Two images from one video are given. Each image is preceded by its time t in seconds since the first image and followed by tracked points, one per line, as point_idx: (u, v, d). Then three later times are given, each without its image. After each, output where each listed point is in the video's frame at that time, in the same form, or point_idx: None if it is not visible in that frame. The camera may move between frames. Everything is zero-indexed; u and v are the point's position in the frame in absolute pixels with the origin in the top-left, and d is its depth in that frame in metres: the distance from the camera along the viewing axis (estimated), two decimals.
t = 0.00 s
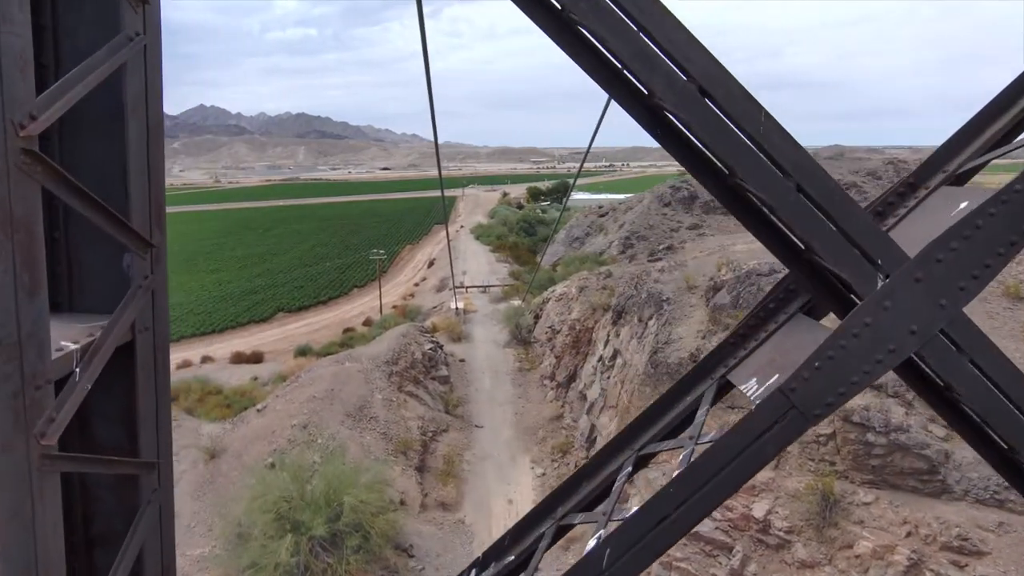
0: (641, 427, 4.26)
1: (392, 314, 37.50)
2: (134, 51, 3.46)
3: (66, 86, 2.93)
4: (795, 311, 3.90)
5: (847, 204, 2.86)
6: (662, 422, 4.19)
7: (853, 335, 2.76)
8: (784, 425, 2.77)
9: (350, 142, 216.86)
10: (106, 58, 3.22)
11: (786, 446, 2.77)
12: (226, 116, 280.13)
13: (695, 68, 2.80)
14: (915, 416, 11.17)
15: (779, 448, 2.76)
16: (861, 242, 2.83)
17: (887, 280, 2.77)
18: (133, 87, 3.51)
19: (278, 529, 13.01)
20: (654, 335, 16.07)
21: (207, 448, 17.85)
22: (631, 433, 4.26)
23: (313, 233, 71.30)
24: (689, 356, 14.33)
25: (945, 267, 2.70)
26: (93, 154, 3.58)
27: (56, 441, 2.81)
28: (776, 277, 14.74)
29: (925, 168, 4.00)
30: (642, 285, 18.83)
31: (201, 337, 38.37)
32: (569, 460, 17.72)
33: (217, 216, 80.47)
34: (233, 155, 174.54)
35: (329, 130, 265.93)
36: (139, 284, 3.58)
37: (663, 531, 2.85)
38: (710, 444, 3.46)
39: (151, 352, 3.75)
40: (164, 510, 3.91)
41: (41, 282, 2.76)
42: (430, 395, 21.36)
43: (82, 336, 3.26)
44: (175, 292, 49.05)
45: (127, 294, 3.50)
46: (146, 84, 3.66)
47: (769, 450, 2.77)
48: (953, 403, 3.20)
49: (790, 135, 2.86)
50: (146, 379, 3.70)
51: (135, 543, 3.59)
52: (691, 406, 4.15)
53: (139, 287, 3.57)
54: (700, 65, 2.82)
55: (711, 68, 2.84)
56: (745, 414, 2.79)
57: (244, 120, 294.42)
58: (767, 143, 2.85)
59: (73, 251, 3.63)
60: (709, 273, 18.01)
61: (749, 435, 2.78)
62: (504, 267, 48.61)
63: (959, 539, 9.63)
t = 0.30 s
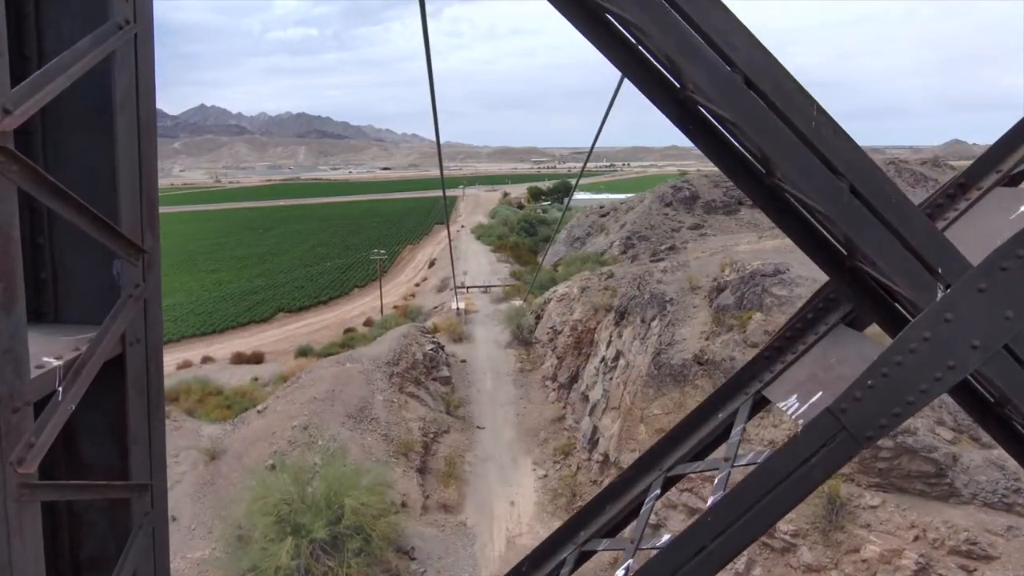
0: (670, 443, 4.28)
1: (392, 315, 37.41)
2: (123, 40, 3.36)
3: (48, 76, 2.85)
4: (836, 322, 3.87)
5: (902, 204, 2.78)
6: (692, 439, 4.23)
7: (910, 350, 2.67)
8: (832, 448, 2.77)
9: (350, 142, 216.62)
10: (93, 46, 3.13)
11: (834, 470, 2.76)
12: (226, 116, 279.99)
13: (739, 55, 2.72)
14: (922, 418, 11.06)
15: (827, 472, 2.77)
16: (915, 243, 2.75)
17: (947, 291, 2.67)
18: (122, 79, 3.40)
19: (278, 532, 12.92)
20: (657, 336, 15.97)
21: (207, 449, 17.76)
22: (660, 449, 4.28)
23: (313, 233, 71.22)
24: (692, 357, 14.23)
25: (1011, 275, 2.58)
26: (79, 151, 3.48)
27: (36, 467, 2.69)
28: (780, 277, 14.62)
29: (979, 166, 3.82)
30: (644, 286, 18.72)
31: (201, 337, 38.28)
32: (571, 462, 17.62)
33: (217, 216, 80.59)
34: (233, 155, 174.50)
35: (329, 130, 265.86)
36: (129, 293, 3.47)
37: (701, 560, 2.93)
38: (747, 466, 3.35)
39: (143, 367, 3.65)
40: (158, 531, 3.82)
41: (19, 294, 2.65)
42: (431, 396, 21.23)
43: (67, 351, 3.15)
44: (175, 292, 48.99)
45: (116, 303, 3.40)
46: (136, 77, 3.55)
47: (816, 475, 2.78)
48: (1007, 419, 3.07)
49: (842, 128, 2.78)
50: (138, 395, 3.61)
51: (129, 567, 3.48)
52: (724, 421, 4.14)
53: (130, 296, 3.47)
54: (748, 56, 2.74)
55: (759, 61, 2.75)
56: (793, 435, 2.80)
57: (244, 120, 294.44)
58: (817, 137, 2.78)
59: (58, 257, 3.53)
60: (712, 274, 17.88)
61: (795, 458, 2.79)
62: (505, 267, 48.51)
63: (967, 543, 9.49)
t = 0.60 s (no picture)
0: (711, 456, 4.50)
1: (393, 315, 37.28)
2: (124, 30, 3.27)
3: (45, 67, 2.76)
4: (885, 332, 3.97)
5: (965, 204, 2.98)
6: (731, 453, 4.43)
7: (976, 366, 2.82)
8: (890, 469, 2.93)
9: (350, 143, 216.29)
10: (93, 36, 3.04)
11: (890, 494, 2.93)
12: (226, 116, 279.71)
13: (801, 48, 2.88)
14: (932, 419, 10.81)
15: (886, 496, 2.93)
16: (977, 242, 2.96)
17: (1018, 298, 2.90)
18: (124, 72, 3.30)
19: (280, 534, 12.86)
20: (660, 337, 15.90)
21: (207, 450, 17.70)
22: (700, 464, 4.51)
23: (314, 233, 71.11)
24: (696, 358, 14.16)
25: None
26: (79, 149, 3.40)
27: (29, 494, 2.61)
28: (784, 277, 14.52)
29: None
30: (648, 286, 18.64)
31: (201, 337, 38.19)
32: (574, 463, 17.53)
33: (216, 216, 80.61)
34: (233, 154, 174.41)
35: (329, 130, 265.64)
36: (131, 301, 3.38)
37: None
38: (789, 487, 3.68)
39: (145, 380, 3.57)
40: (162, 553, 3.75)
41: (11, 305, 2.52)
42: (432, 397, 21.11)
43: (64, 366, 3.06)
44: (175, 292, 48.91)
45: (118, 313, 3.30)
46: (138, 70, 3.45)
47: (874, 501, 2.95)
48: None
49: (908, 129, 2.97)
50: (140, 411, 3.53)
51: None
52: (767, 434, 4.36)
53: (132, 304, 3.38)
54: (812, 54, 2.90)
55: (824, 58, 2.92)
56: (849, 456, 2.99)
57: (244, 121, 294.22)
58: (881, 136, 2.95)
59: (56, 262, 3.44)
60: (715, 275, 17.79)
61: (852, 479, 2.98)
62: (506, 266, 48.37)
63: (975, 547, 9.40)
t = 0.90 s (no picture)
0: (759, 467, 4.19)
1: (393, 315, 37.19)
2: (129, 16, 3.16)
3: (46, 53, 2.65)
4: (940, 339, 3.80)
5: None
6: (778, 466, 4.10)
7: None
8: (962, 489, 2.65)
9: (350, 143, 216.17)
10: (96, 20, 2.92)
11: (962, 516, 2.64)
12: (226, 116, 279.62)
13: (873, 29, 2.65)
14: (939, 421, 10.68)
15: (957, 517, 2.64)
16: None
17: None
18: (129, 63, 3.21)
19: (281, 536, 12.79)
20: (663, 337, 15.82)
21: (208, 451, 17.63)
22: (745, 475, 4.19)
23: (314, 233, 71.03)
24: (699, 359, 14.08)
25: None
26: (82, 145, 3.31)
27: (28, 518, 2.46)
28: (788, 277, 14.45)
29: None
30: (651, 286, 18.57)
31: (202, 337, 38.14)
32: (576, 464, 17.43)
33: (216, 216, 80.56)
34: (232, 154, 174.32)
35: (329, 130, 265.52)
36: (137, 307, 3.27)
37: None
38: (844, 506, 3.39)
39: (150, 391, 3.41)
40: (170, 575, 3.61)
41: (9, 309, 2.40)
42: (434, 397, 21.02)
43: (67, 379, 2.94)
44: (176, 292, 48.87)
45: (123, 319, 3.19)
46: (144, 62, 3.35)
47: (946, 521, 2.65)
48: None
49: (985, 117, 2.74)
50: (147, 424, 3.37)
51: None
52: (813, 449, 4.04)
53: (138, 310, 3.26)
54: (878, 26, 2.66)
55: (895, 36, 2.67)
56: (915, 476, 2.69)
57: (245, 121, 294.15)
58: (957, 125, 2.72)
59: (56, 265, 3.35)
60: (718, 275, 17.69)
61: (923, 498, 2.67)
62: (506, 266, 48.28)
63: (984, 549, 9.32)
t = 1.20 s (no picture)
0: (792, 489, 3.49)
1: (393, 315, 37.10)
2: None
3: (35, 32, 2.44)
4: (1000, 347, 3.11)
5: None
6: (824, 480, 3.36)
7: None
8: None
9: (350, 143, 215.84)
10: (91, 2, 2.75)
11: None
12: (226, 116, 279.44)
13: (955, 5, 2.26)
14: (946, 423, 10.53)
15: None
16: None
17: None
18: (128, 53, 3.07)
19: (282, 538, 12.70)
20: (666, 338, 15.73)
21: (208, 451, 17.56)
22: (781, 494, 3.47)
23: (314, 232, 70.90)
24: (703, 360, 13.97)
25: None
26: (79, 140, 3.20)
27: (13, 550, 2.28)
28: (792, 278, 14.34)
29: None
30: (654, 286, 18.44)
31: (202, 336, 38.08)
32: (578, 465, 17.34)
33: (216, 216, 80.47)
34: (232, 154, 174.18)
35: (329, 130, 265.27)
36: (135, 313, 3.12)
37: None
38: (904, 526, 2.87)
39: (152, 403, 3.24)
40: None
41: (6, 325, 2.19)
42: (435, 398, 20.91)
43: (57, 395, 2.81)
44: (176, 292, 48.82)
45: (120, 326, 3.04)
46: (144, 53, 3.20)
47: None
48: None
49: None
50: (147, 438, 3.20)
51: None
52: (862, 465, 3.26)
53: (136, 317, 3.11)
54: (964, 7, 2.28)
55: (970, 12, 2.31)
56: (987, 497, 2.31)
57: (245, 121, 293.89)
58: None
59: (48, 267, 3.24)
60: (721, 275, 17.60)
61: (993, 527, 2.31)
62: (507, 266, 48.17)
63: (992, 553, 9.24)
